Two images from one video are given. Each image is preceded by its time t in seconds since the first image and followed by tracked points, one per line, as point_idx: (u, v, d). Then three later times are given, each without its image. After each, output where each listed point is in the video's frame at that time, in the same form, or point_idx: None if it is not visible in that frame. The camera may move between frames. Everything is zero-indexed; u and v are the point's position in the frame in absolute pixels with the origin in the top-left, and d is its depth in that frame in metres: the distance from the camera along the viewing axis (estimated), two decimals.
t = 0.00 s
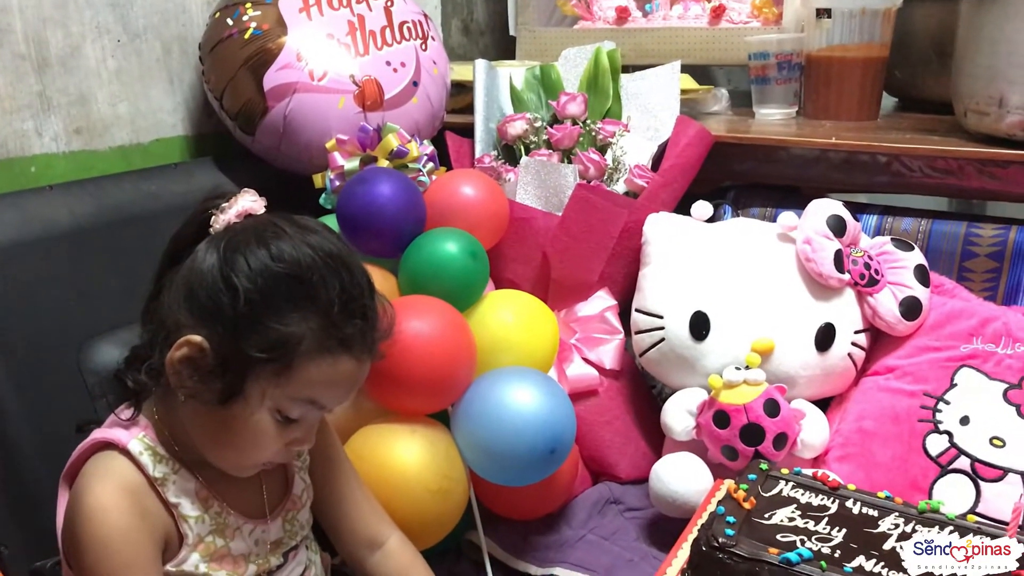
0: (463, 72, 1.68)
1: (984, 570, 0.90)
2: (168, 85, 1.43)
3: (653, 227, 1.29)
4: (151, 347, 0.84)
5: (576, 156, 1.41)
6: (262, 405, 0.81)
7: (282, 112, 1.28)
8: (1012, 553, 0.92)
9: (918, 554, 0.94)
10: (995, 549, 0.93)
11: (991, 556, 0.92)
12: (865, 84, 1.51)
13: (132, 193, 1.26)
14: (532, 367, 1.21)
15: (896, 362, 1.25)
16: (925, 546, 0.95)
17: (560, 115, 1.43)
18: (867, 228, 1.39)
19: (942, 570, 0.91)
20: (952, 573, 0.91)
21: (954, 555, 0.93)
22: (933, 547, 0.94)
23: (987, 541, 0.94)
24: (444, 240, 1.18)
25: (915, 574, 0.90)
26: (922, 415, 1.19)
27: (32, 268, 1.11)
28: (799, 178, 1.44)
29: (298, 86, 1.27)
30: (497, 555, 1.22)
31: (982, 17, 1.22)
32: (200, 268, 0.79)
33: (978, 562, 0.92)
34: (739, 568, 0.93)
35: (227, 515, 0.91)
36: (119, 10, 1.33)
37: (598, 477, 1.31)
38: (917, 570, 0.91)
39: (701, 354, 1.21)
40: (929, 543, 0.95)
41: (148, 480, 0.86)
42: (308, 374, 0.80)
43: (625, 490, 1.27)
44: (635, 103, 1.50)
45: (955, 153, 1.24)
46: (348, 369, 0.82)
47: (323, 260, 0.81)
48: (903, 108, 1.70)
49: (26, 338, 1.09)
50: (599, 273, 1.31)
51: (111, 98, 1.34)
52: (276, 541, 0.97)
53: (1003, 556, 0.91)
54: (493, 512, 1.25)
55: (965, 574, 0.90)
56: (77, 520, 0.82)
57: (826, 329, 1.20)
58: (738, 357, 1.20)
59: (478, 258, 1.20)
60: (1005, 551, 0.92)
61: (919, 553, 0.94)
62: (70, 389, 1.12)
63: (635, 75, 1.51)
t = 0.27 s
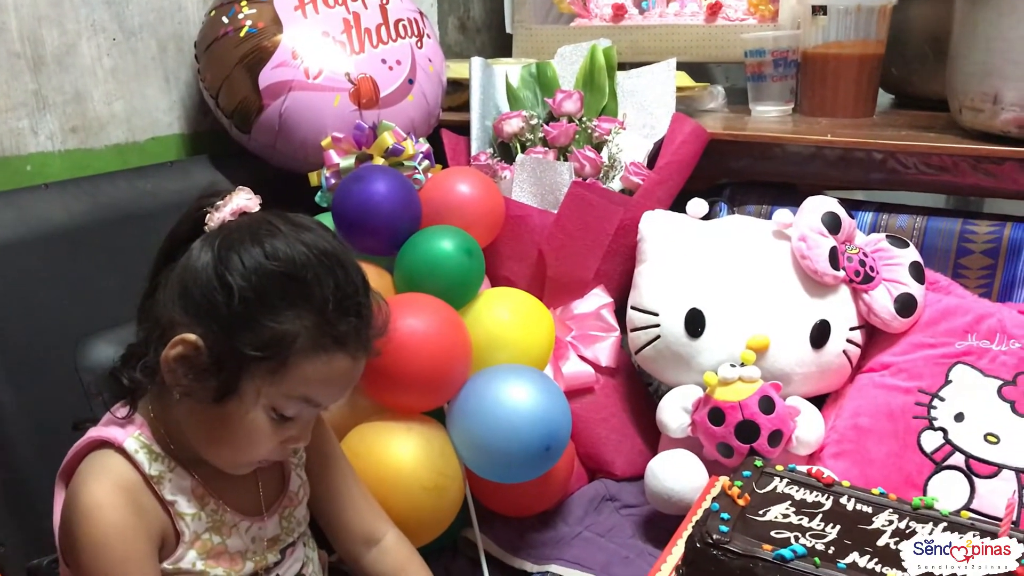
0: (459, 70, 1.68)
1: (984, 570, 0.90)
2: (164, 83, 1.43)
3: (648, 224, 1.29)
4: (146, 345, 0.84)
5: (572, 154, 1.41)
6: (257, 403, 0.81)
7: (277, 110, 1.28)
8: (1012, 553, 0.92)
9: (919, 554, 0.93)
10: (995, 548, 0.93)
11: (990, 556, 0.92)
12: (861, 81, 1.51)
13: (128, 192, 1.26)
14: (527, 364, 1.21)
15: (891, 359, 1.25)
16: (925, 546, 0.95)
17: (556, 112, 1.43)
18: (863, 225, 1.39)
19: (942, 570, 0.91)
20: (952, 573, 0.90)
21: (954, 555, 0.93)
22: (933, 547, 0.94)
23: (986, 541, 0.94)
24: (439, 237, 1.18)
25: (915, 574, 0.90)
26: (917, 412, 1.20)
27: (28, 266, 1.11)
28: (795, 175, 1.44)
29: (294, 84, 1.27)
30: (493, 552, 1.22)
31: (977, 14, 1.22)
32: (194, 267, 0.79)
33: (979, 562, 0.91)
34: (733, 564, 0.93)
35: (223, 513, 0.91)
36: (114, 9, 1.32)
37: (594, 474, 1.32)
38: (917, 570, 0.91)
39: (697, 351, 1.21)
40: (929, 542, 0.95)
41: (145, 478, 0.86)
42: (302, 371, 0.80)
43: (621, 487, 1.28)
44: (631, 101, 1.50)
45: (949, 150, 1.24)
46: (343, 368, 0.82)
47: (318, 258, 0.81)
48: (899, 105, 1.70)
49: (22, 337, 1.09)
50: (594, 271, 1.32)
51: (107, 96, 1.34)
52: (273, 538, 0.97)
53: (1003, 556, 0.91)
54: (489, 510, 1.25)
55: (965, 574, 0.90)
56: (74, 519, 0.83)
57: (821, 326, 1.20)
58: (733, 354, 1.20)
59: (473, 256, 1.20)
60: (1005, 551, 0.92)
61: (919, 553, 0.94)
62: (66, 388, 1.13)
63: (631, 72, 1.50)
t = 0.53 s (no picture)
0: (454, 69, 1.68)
1: (984, 570, 0.90)
2: (159, 84, 1.43)
3: (643, 223, 1.29)
4: (140, 346, 0.85)
5: (567, 153, 1.41)
6: (251, 403, 0.81)
7: (272, 110, 1.29)
8: (1012, 553, 0.91)
9: (919, 554, 0.93)
10: (995, 548, 0.92)
11: (991, 556, 0.91)
12: (855, 79, 1.52)
13: (123, 192, 1.26)
14: (523, 363, 1.21)
15: (885, 356, 1.26)
16: (925, 546, 0.94)
17: (551, 111, 1.43)
18: (857, 223, 1.39)
19: (942, 570, 0.91)
20: (952, 573, 0.90)
21: (954, 554, 0.93)
22: (933, 547, 0.94)
23: (986, 541, 0.94)
24: (433, 237, 1.18)
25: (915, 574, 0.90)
26: (911, 409, 1.20)
27: (23, 267, 1.11)
28: (789, 173, 1.44)
29: (288, 84, 1.27)
30: (488, 550, 1.22)
31: (970, 12, 1.23)
32: (187, 267, 0.79)
33: (979, 562, 0.91)
34: (728, 561, 0.94)
35: (219, 513, 0.92)
36: (109, 9, 1.32)
37: (590, 472, 1.32)
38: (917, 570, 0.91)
39: (691, 349, 1.22)
40: (929, 542, 0.95)
41: (140, 478, 0.87)
42: (297, 371, 0.80)
43: (616, 485, 1.28)
44: (625, 99, 1.50)
45: (943, 148, 1.25)
46: (337, 368, 0.82)
47: (310, 258, 0.81)
48: (893, 103, 1.70)
49: (17, 337, 1.09)
50: (589, 269, 1.32)
51: (102, 97, 1.34)
52: (269, 537, 0.97)
53: (1003, 556, 0.91)
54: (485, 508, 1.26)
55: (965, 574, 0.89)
56: (68, 520, 0.83)
57: (815, 324, 1.20)
58: (728, 352, 1.21)
59: (468, 255, 1.20)
60: (1004, 551, 0.92)
61: (919, 554, 0.93)
62: (62, 388, 1.13)
63: (625, 71, 1.51)
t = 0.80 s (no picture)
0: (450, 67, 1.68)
1: (984, 571, 0.89)
2: (154, 83, 1.43)
3: (639, 220, 1.29)
4: (134, 348, 0.85)
5: (563, 151, 1.41)
6: (245, 404, 0.81)
7: (267, 110, 1.28)
8: (1012, 553, 0.91)
9: (918, 554, 0.93)
10: (995, 548, 0.92)
11: (990, 556, 0.91)
12: (851, 76, 1.52)
13: (119, 192, 1.26)
14: (519, 362, 1.21)
15: (882, 353, 1.26)
16: (925, 546, 0.94)
17: (547, 109, 1.43)
18: (853, 220, 1.39)
19: (942, 570, 0.90)
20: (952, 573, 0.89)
21: (954, 554, 0.92)
22: (933, 547, 0.94)
23: (986, 540, 0.93)
24: (429, 236, 1.18)
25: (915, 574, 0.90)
26: (907, 406, 1.20)
27: (18, 268, 1.11)
28: (785, 170, 1.44)
29: (284, 83, 1.27)
30: (486, 549, 1.22)
31: (965, 10, 1.22)
32: (179, 268, 0.79)
33: (979, 562, 0.91)
34: (725, 559, 0.94)
35: (215, 514, 0.91)
36: (103, 8, 1.32)
37: (587, 470, 1.32)
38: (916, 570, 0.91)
39: (688, 347, 1.22)
40: (929, 542, 0.94)
41: (135, 480, 0.86)
42: (290, 371, 0.80)
43: (614, 483, 1.28)
44: (621, 97, 1.50)
45: (939, 145, 1.25)
46: (331, 367, 0.82)
47: (303, 258, 0.81)
48: (889, 100, 1.70)
49: (13, 338, 1.09)
50: (586, 267, 1.32)
51: (97, 97, 1.33)
52: (265, 538, 0.97)
53: (1003, 556, 0.90)
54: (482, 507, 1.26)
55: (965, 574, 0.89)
56: (64, 522, 0.83)
57: (812, 321, 1.20)
58: (724, 350, 1.21)
59: (464, 254, 1.20)
60: (1005, 551, 0.91)
61: (919, 554, 0.93)
62: (58, 389, 1.12)
63: (621, 69, 1.51)
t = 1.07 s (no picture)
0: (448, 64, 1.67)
1: (984, 570, 0.89)
2: (152, 80, 1.42)
3: (638, 217, 1.29)
4: (128, 344, 0.84)
5: (562, 147, 1.40)
6: (239, 396, 0.80)
7: (266, 106, 1.28)
8: (1011, 553, 0.91)
9: (919, 554, 0.92)
10: (995, 548, 0.92)
11: (990, 556, 0.91)
12: (850, 72, 1.51)
13: (117, 189, 1.25)
14: (518, 358, 1.21)
15: (881, 349, 1.26)
16: (926, 546, 0.94)
17: (545, 106, 1.42)
18: (852, 216, 1.39)
19: (942, 570, 0.90)
20: (952, 573, 0.89)
21: (954, 554, 0.92)
22: (933, 547, 0.93)
23: (985, 540, 0.94)
24: (429, 233, 1.18)
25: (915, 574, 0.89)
26: (907, 402, 1.20)
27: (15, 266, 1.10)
28: (784, 166, 1.44)
29: (282, 79, 1.26)
30: (485, 544, 1.22)
31: (964, 6, 1.22)
32: (170, 263, 0.79)
33: (979, 562, 0.91)
34: (724, 556, 0.94)
35: (212, 510, 0.91)
36: (101, 5, 1.32)
37: (587, 467, 1.32)
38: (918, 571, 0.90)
39: (688, 344, 1.22)
40: (929, 542, 0.94)
41: (133, 477, 0.86)
42: (283, 362, 0.80)
43: (613, 480, 1.28)
44: (620, 93, 1.50)
45: (938, 141, 1.24)
46: (326, 358, 0.82)
47: (293, 250, 0.81)
48: (888, 95, 1.70)
49: (10, 336, 1.09)
50: (585, 264, 1.32)
51: (95, 94, 1.33)
52: (264, 534, 0.97)
53: (1002, 556, 0.91)
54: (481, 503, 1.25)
55: (965, 573, 0.89)
56: (61, 519, 0.82)
57: (812, 318, 1.20)
58: (724, 347, 1.21)
59: (463, 250, 1.20)
60: (1004, 551, 0.92)
61: (919, 554, 0.93)
62: (57, 387, 1.12)
63: (620, 65, 1.51)
